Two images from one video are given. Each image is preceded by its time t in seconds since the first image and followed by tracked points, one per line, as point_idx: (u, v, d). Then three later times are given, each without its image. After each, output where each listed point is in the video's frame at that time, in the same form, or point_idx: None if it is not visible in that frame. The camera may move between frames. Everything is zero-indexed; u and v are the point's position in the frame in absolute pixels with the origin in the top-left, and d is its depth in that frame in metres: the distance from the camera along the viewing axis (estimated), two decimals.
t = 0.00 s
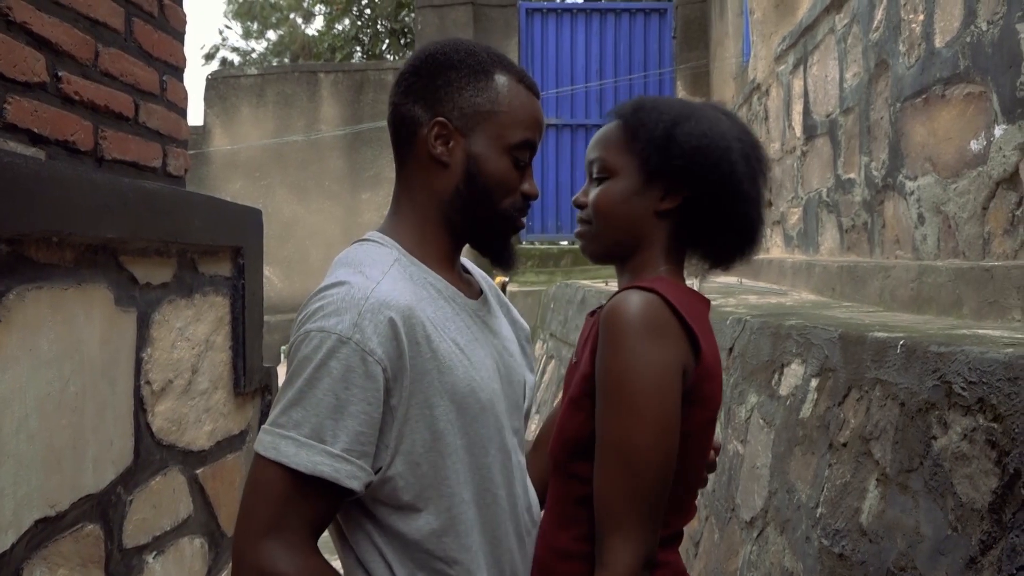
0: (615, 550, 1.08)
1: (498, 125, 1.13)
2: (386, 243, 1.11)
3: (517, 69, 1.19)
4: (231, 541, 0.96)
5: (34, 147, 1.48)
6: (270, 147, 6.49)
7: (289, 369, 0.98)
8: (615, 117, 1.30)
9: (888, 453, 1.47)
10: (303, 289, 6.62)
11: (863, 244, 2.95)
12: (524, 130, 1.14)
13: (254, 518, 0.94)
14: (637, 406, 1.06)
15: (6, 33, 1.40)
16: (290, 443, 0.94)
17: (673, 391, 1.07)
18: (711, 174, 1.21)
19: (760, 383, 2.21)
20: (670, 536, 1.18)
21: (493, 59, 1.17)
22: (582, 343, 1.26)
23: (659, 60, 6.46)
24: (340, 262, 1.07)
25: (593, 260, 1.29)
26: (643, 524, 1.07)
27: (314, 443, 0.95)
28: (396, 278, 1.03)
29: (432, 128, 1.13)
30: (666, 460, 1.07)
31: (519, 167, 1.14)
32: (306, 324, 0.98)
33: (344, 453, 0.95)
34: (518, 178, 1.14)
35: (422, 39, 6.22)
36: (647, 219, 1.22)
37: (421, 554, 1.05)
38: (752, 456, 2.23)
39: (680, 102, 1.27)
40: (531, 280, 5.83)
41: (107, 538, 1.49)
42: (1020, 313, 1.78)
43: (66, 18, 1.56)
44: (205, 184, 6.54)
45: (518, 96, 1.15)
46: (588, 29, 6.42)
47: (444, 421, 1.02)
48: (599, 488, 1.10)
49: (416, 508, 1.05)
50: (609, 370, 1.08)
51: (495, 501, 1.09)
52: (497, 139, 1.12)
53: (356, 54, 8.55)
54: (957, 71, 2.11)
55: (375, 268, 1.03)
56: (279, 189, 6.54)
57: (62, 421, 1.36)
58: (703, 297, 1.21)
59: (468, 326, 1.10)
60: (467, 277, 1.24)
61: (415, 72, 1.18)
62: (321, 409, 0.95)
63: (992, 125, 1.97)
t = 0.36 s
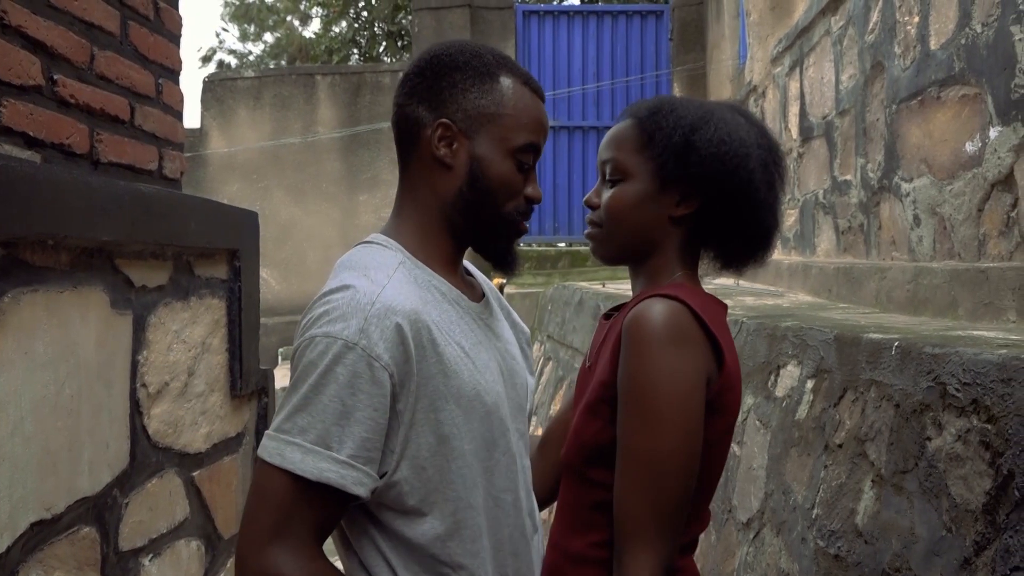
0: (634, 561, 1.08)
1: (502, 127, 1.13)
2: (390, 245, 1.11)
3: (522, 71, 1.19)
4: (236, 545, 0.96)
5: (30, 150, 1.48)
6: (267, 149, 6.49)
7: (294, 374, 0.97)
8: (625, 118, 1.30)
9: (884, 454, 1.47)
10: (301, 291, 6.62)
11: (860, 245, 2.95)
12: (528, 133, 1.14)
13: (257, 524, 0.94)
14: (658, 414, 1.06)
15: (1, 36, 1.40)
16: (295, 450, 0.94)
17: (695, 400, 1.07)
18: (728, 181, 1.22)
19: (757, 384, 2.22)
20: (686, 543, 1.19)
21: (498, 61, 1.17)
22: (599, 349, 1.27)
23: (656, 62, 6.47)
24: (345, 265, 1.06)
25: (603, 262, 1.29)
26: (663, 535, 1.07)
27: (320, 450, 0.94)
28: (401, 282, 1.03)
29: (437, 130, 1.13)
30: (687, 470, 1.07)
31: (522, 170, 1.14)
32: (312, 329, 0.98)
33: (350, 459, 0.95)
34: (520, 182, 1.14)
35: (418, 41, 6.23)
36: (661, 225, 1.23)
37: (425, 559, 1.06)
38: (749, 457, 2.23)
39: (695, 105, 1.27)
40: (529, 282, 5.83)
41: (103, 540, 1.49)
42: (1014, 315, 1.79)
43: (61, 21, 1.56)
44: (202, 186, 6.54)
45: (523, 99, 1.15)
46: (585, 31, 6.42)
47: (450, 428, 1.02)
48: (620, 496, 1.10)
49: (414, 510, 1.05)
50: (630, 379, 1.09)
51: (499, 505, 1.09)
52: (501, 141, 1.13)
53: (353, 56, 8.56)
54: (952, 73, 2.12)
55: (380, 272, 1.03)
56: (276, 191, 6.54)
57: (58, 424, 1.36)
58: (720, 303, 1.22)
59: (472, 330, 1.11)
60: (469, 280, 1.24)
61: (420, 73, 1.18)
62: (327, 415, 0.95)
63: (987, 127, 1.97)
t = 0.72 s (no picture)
0: (647, 567, 1.07)
1: (524, 129, 1.13)
2: (406, 244, 1.11)
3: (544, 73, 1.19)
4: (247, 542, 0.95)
5: (29, 149, 1.48)
6: (267, 149, 6.49)
7: (309, 374, 0.97)
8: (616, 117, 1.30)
9: (883, 455, 1.47)
10: (302, 291, 6.63)
11: (860, 246, 2.95)
12: (550, 135, 1.15)
13: (270, 522, 0.94)
14: (665, 417, 1.06)
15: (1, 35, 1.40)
16: (310, 451, 0.93)
17: (704, 403, 1.07)
18: (722, 180, 1.22)
19: (756, 385, 2.22)
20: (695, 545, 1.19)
21: (521, 62, 1.17)
22: (602, 350, 1.27)
23: (657, 62, 6.47)
24: (361, 263, 1.06)
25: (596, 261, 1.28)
26: (675, 539, 1.07)
27: (335, 451, 0.94)
28: (418, 282, 1.03)
29: (459, 129, 1.13)
30: (698, 473, 1.07)
31: (542, 173, 1.15)
32: (329, 328, 0.97)
33: (365, 461, 0.95)
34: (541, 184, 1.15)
35: (419, 41, 6.22)
36: (656, 224, 1.23)
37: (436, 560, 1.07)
38: (748, 458, 2.23)
39: (689, 101, 1.26)
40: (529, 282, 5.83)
41: (101, 540, 1.49)
42: (1014, 316, 1.79)
43: (61, 20, 1.56)
44: (202, 185, 6.54)
45: (545, 100, 1.16)
46: (586, 31, 6.42)
47: (464, 432, 1.03)
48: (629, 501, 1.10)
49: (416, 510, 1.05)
50: (638, 383, 1.09)
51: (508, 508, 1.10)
52: (522, 142, 1.13)
53: (354, 56, 8.56)
54: (953, 74, 2.12)
55: (397, 271, 1.03)
56: (276, 191, 6.54)
57: (57, 424, 1.36)
58: (724, 302, 1.22)
59: (485, 333, 1.11)
60: (480, 281, 1.24)
61: (442, 71, 1.17)
62: (344, 416, 0.94)
63: (988, 128, 1.97)
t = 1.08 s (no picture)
0: (644, 567, 1.07)
1: (545, 131, 1.14)
2: (416, 243, 1.10)
3: (562, 75, 1.20)
4: (247, 542, 0.95)
5: (26, 148, 1.48)
6: (267, 148, 6.49)
7: (317, 374, 0.96)
8: (602, 115, 1.29)
9: (882, 451, 1.47)
10: (302, 290, 6.63)
11: (859, 244, 2.95)
12: (568, 139, 1.17)
13: (273, 519, 0.93)
14: (661, 416, 1.05)
15: None
16: (315, 452, 0.93)
17: (698, 400, 1.07)
18: (712, 175, 1.21)
19: (755, 383, 2.22)
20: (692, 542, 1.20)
21: (541, 64, 1.18)
22: (596, 347, 1.27)
23: (656, 60, 6.46)
24: (371, 262, 1.05)
25: (591, 263, 1.28)
26: (671, 537, 1.07)
27: (341, 454, 0.93)
28: (428, 283, 1.03)
29: (481, 128, 1.13)
30: (692, 470, 1.07)
31: (558, 177, 1.16)
32: (339, 327, 0.96)
33: (371, 466, 0.94)
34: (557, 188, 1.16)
35: (418, 40, 6.22)
36: (648, 223, 1.23)
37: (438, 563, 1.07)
38: (748, 455, 2.23)
39: (673, 98, 1.25)
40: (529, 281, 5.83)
41: (100, 539, 1.49)
42: (1013, 313, 1.79)
43: (58, 19, 1.55)
44: (202, 184, 6.54)
45: (563, 104, 1.17)
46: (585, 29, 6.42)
47: (472, 434, 1.04)
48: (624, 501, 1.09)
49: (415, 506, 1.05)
50: (632, 381, 1.08)
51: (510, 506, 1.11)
52: (541, 145, 1.14)
53: (353, 55, 8.55)
54: (952, 71, 2.11)
55: (407, 272, 1.02)
56: (276, 190, 6.54)
57: (55, 423, 1.36)
58: (716, 297, 1.22)
59: (489, 334, 1.11)
60: (483, 278, 1.25)
61: (462, 67, 1.16)
62: (352, 419, 0.94)
63: (987, 125, 1.97)
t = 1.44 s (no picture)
0: (644, 567, 1.07)
1: (548, 127, 1.14)
2: (419, 241, 1.10)
3: (559, 71, 1.20)
4: (246, 540, 0.95)
5: (26, 145, 1.47)
6: (266, 146, 6.49)
7: (323, 373, 0.96)
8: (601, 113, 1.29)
9: (881, 449, 1.47)
10: (301, 287, 6.63)
11: (859, 242, 2.95)
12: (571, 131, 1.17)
13: (273, 516, 0.93)
14: (662, 417, 1.05)
15: None
16: (319, 452, 0.93)
17: (700, 401, 1.07)
18: (712, 175, 1.21)
19: (755, 381, 2.22)
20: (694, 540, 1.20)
21: (540, 59, 1.18)
22: (596, 346, 1.27)
23: (655, 58, 6.45)
24: (377, 261, 1.05)
25: (586, 260, 1.27)
26: (671, 537, 1.07)
27: (344, 455, 0.94)
28: (434, 284, 1.03)
29: (485, 129, 1.12)
30: (693, 470, 1.07)
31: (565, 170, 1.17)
32: (346, 327, 0.96)
33: (375, 467, 0.95)
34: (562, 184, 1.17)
35: (418, 38, 6.21)
36: (647, 221, 1.23)
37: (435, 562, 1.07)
38: (747, 453, 2.23)
39: (673, 97, 1.25)
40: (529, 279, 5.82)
41: (100, 536, 1.49)
42: (1012, 311, 1.79)
43: (58, 16, 1.55)
44: (201, 182, 6.53)
45: (563, 98, 1.17)
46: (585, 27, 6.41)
47: (475, 435, 1.05)
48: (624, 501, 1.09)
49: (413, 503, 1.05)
50: (633, 381, 1.08)
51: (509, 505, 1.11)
52: (546, 140, 1.14)
53: (353, 52, 8.54)
54: (952, 69, 2.11)
55: (414, 273, 1.02)
56: (275, 187, 6.54)
57: (54, 419, 1.36)
58: (716, 296, 1.22)
59: (493, 335, 1.11)
60: (485, 278, 1.25)
61: (459, 68, 1.16)
62: (357, 420, 0.94)
63: (987, 123, 1.97)
